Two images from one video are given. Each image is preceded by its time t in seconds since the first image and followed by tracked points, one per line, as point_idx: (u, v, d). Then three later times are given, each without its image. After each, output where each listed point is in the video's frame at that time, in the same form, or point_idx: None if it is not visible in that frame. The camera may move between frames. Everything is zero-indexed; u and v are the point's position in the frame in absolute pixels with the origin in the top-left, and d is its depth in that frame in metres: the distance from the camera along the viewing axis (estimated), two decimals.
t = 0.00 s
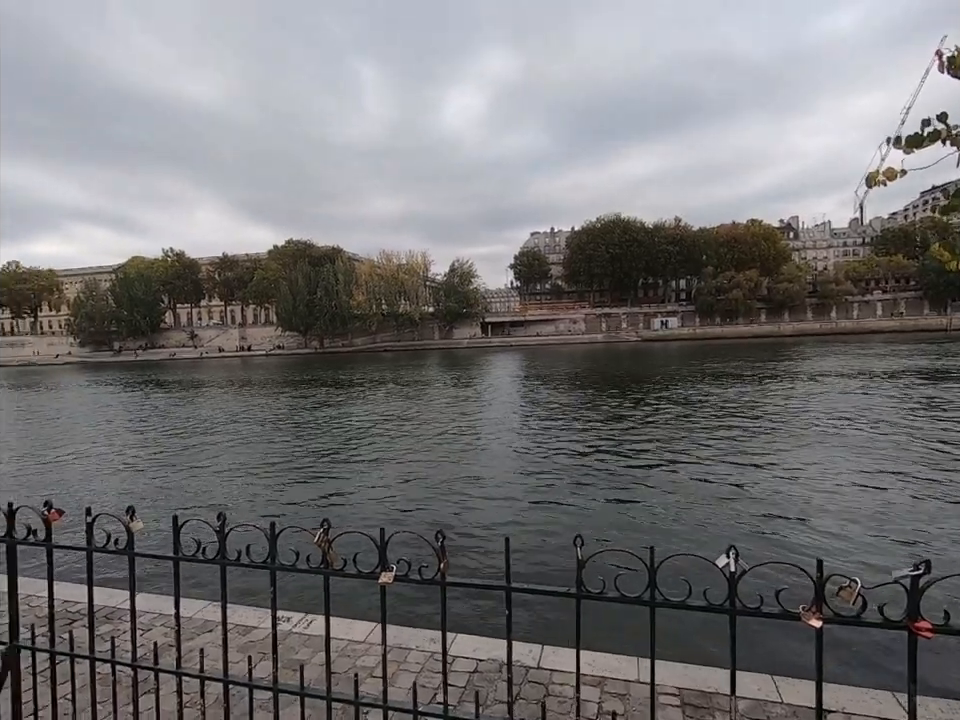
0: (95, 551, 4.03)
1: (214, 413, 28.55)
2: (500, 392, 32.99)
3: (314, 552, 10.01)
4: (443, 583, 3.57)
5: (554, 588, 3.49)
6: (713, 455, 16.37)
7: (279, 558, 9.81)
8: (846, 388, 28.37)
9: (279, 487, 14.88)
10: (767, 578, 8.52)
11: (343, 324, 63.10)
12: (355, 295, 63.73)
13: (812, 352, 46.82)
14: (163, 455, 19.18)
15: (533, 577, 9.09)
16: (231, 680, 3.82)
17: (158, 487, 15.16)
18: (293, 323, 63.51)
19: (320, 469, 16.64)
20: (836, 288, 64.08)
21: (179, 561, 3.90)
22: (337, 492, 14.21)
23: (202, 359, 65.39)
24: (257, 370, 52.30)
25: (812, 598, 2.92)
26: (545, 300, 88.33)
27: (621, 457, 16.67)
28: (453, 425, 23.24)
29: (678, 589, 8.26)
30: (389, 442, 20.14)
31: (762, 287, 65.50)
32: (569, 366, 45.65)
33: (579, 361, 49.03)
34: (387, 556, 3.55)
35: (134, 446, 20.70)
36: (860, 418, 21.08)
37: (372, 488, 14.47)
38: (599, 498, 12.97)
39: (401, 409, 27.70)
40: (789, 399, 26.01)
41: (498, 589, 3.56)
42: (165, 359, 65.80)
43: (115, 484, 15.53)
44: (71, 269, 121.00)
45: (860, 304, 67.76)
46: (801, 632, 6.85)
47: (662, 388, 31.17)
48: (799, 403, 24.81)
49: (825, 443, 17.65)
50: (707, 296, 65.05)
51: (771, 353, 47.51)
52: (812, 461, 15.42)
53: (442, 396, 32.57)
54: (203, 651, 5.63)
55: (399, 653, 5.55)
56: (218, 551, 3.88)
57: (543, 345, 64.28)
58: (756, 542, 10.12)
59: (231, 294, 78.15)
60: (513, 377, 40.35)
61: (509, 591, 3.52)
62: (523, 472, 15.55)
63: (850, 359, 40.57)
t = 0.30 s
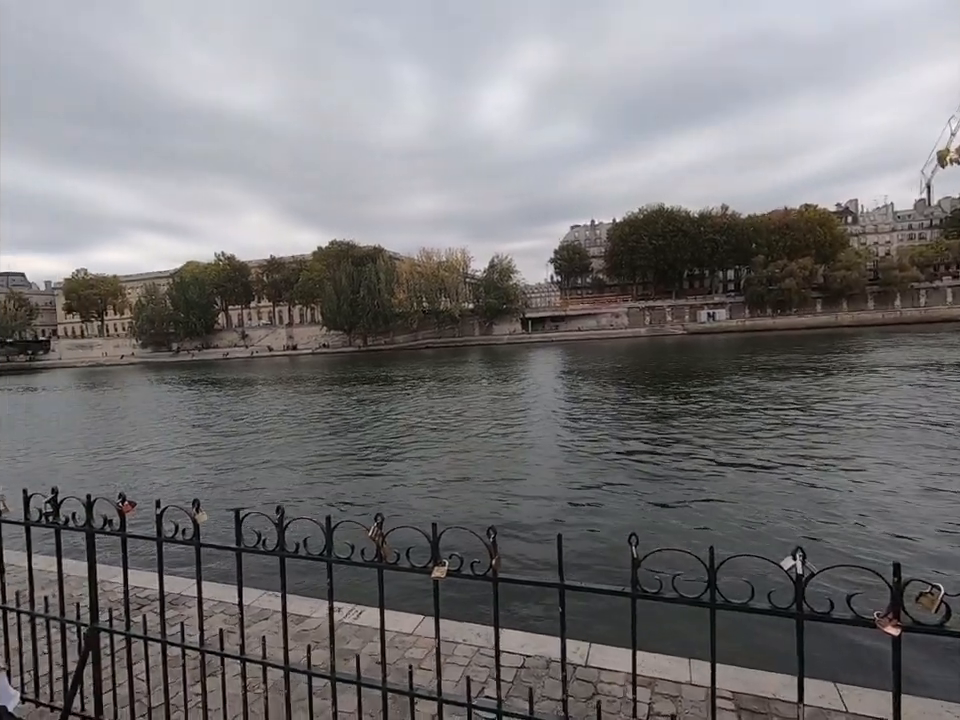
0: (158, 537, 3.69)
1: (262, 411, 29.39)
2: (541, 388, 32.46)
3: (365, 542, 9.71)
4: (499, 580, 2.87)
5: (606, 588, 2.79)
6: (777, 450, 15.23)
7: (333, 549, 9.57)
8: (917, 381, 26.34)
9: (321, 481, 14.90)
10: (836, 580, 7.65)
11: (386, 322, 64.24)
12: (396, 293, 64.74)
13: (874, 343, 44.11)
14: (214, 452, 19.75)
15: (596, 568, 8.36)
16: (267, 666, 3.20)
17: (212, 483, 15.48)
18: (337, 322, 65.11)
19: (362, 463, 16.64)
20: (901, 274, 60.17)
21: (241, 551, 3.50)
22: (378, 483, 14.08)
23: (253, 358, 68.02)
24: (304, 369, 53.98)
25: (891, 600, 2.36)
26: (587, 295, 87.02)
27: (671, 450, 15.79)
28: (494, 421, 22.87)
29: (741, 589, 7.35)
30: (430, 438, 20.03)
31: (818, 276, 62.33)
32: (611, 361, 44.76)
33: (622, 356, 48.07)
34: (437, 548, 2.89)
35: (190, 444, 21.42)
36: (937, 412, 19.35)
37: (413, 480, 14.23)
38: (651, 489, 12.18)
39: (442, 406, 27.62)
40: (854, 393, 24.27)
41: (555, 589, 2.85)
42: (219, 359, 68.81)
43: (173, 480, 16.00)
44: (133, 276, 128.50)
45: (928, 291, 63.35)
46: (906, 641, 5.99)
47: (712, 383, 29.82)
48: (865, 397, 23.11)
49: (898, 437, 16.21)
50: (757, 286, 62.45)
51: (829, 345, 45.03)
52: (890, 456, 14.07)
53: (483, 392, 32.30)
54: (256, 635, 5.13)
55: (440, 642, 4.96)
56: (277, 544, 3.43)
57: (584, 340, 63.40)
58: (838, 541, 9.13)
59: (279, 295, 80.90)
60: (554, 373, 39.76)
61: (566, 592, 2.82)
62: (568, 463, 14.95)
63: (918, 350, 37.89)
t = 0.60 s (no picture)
0: (226, 522, 3.85)
1: (312, 403, 30.36)
2: (586, 381, 32.02)
3: (419, 532, 9.88)
4: (557, 575, 2.83)
5: (669, 585, 2.67)
6: (842, 446, 14.42)
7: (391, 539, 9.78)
8: None
9: (370, 471, 15.28)
10: (927, 586, 7.07)
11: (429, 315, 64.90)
12: (440, 286, 65.31)
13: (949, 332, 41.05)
14: (268, 442, 20.57)
15: (650, 565, 8.17)
16: (329, 649, 3.30)
17: (270, 471, 16.14)
18: (383, 315, 66.30)
19: (409, 454, 16.96)
20: None
21: (301, 539, 3.60)
22: (426, 475, 14.32)
23: (303, 351, 70.31)
24: (351, 362, 55.38)
25: None
26: (633, 285, 84.94)
27: (724, 445, 15.26)
28: (539, 415, 22.78)
29: (810, 593, 6.99)
30: (475, 430, 20.16)
31: (885, 260, 58.47)
32: (659, 353, 43.60)
33: (671, 347, 46.73)
34: (495, 541, 2.88)
35: (247, 434, 22.39)
36: None
37: (459, 471, 14.37)
38: (703, 485, 11.83)
39: (486, 399, 27.73)
40: (927, 386, 22.69)
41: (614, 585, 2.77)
42: (271, 353, 71.55)
43: (234, 469, 16.79)
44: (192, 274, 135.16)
45: None
46: None
47: (767, 376, 28.57)
48: (938, 391, 21.58)
49: None
50: (817, 273, 59.24)
51: (898, 335, 42.23)
52: None
53: (527, 385, 32.21)
54: (314, 619, 5.31)
55: (490, 633, 4.99)
56: (336, 533, 3.52)
57: (631, 332, 61.98)
58: (913, 545, 8.55)
59: (326, 290, 83.15)
60: (599, 366, 39.12)
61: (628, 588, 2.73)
62: (615, 457, 14.71)
63: None
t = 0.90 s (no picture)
0: (272, 510, 3.92)
1: (349, 395, 30.97)
2: (622, 372, 31.54)
3: (465, 524, 9.92)
4: (605, 570, 2.75)
5: (725, 583, 2.51)
6: (896, 440, 13.72)
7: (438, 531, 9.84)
8: None
9: (406, 462, 15.50)
10: None
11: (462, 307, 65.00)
12: (473, 278, 65.34)
13: None
14: (307, 432, 21.12)
15: (691, 561, 8.00)
16: (374, 637, 3.33)
17: (309, 461, 16.60)
18: (416, 307, 66.82)
19: (444, 445, 17.10)
20: None
21: (346, 528, 3.64)
22: (461, 466, 14.42)
23: (339, 344, 71.72)
24: (386, 354, 56.19)
25: None
26: (671, 274, 82.84)
27: (768, 438, 14.79)
28: (573, 406, 22.60)
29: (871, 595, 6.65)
30: (509, 422, 20.18)
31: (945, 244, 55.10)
32: (698, 344, 42.50)
33: (710, 337, 45.44)
34: (542, 534, 2.82)
35: (288, 424, 23.06)
36: None
37: (495, 463, 14.40)
38: (746, 479, 11.49)
39: (520, 391, 27.68)
40: None
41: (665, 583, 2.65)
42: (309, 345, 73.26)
43: (276, 457, 17.37)
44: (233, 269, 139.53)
45: None
46: None
47: (813, 366, 27.46)
48: None
49: None
50: (869, 259, 56.44)
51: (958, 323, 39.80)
52: None
53: (561, 377, 31.95)
54: (355, 607, 5.42)
55: (528, 624, 4.97)
56: (380, 522, 3.54)
57: (669, 322, 60.53)
58: None
59: (362, 283, 84.41)
60: (635, 357, 38.45)
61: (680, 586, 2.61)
62: (653, 450, 14.46)
63: None
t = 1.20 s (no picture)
0: (285, 496, 3.98)
1: (367, 384, 31.23)
2: (640, 361, 31.21)
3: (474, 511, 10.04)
4: (612, 557, 2.69)
5: (736, 572, 2.43)
6: (924, 429, 13.35)
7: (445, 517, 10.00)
8: None
9: (424, 451, 15.59)
10: None
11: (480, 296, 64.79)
12: (491, 267, 65.10)
13: None
14: (326, 422, 21.38)
15: (711, 551, 7.91)
16: (383, 621, 3.36)
17: (329, 450, 16.82)
18: (434, 297, 66.86)
19: (461, 435, 17.15)
20: None
21: (356, 514, 3.66)
22: (478, 455, 14.46)
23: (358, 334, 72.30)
24: (404, 343, 56.47)
25: None
26: (692, 260, 81.27)
27: (791, 428, 14.49)
28: (592, 395, 22.45)
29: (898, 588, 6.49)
30: (526, 411, 20.12)
31: None
32: (720, 331, 41.78)
33: (732, 325, 44.59)
34: (548, 521, 2.79)
35: (307, 414, 23.36)
36: None
37: (512, 452, 14.39)
38: (768, 470, 11.28)
39: (537, 380, 27.59)
40: None
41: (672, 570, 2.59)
42: (328, 336, 73.97)
43: (295, 446, 17.68)
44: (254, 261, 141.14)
45: None
46: None
47: (839, 354, 26.78)
48: None
49: None
50: (900, 242, 54.57)
51: None
52: None
53: (579, 365, 31.69)
54: (370, 592, 5.50)
55: (543, 612, 4.98)
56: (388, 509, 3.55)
57: (689, 309, 59.55)
58: None
59: (380, 273, 84.74)
60: (655, 345, 37.97)
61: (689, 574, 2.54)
62: (673, 439, 14.28)
63: None
